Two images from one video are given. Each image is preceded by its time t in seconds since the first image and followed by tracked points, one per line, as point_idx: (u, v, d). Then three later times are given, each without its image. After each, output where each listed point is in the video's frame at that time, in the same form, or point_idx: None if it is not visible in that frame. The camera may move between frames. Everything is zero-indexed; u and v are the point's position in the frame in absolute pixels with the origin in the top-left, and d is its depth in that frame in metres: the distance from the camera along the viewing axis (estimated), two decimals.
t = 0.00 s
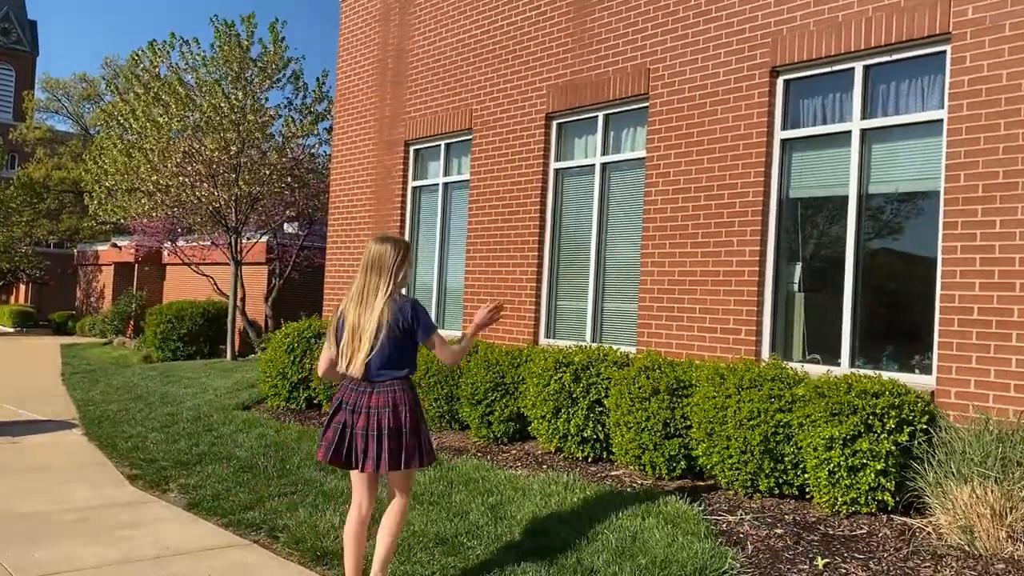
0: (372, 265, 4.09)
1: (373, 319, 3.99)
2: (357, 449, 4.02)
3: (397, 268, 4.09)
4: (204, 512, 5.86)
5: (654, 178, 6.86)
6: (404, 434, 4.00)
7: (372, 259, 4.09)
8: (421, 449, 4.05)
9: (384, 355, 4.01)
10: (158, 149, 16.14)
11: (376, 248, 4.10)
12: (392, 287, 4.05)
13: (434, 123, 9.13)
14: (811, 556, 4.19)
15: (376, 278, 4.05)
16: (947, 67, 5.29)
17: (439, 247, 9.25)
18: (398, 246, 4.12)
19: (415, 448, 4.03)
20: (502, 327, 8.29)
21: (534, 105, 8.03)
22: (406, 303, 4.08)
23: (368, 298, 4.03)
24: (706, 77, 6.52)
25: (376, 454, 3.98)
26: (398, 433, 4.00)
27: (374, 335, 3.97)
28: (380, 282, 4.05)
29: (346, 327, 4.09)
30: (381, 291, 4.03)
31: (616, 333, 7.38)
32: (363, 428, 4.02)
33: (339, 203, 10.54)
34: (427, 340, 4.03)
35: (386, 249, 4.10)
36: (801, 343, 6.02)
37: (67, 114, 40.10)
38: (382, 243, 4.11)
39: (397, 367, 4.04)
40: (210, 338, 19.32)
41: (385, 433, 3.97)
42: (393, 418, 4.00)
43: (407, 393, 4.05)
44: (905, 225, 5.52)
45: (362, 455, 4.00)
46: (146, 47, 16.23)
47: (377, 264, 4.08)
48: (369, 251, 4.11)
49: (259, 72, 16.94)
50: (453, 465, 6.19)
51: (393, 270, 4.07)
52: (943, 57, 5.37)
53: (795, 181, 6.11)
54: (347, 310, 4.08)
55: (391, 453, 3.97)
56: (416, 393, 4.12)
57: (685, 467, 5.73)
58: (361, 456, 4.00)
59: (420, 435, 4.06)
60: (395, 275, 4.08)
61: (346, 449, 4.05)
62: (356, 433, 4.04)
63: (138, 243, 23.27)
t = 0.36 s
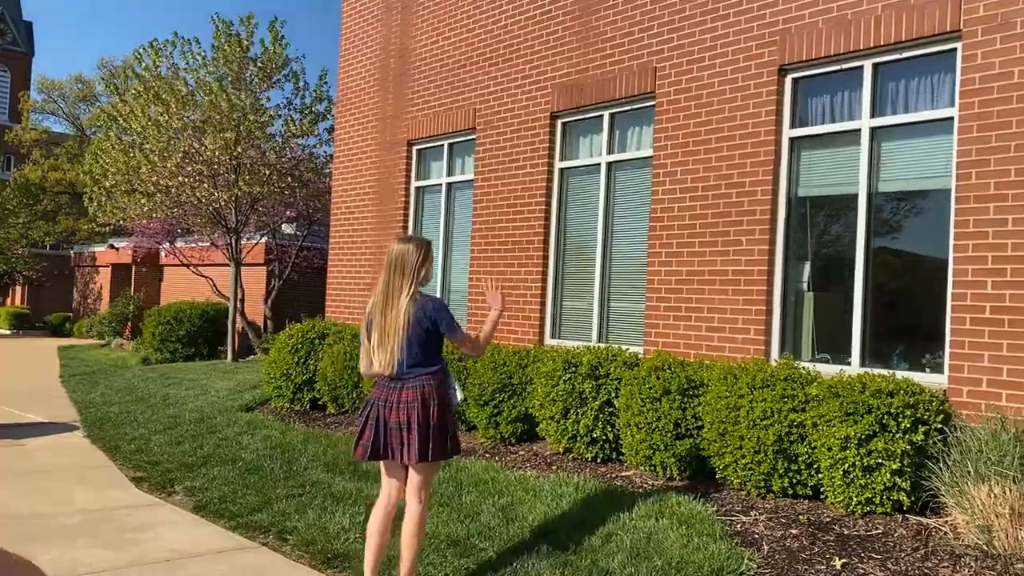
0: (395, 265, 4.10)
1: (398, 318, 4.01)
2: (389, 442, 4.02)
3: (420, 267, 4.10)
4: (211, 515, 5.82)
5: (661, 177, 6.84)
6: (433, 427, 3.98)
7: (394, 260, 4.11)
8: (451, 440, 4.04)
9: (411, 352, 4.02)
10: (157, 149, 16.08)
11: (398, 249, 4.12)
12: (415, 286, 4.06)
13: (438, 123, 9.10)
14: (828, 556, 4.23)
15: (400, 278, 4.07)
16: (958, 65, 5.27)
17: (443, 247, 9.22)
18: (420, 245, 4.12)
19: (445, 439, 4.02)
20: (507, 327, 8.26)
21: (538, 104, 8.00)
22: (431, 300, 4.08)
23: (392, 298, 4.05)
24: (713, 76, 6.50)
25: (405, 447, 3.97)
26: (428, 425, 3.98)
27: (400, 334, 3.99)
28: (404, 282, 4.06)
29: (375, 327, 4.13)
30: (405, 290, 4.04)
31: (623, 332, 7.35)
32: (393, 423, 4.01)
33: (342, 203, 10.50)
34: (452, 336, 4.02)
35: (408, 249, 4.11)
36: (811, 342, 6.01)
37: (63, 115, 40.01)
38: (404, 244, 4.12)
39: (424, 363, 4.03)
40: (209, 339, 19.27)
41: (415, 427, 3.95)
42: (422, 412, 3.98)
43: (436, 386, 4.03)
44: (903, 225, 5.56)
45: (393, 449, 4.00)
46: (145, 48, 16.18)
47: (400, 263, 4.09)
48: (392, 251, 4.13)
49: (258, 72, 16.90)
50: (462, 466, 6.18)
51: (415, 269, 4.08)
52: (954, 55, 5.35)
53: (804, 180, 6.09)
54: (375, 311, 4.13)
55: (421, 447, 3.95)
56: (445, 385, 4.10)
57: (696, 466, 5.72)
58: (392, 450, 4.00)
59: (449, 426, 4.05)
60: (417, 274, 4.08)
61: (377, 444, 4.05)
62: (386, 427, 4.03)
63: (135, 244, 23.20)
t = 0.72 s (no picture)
0: (426, 269, 4.17)
1: (430, 322, 4.09)
2: (419, 443, 4.11)
3: (451, 272, 4.17)
4: (228, 516, 5.87)
5: (673, 180, 6.89)
6: (461, 428, 4.06)
7: (425, 264, 4.18)
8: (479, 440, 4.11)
9: (442, 356, 4.09)
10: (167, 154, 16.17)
11: (429, 254, 4.19)
12: (446, 291, 4.14)
13: (448, 127, 9.15)
14: (846, 555, 4.28)
15: (431, 282, 4.14)
16: (970, 69, 5.31)
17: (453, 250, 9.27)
18: (451, 250, 4.20)
19: (474, 439, 4.10)
20: (518, 331, 8.30)
21: (549, 109, 8.06)
22: (462, 305, 4.16)
23: (424, 302, 4.12)
24: (725, 80, 6.55)
25: (435, 448, 4.05)
26: (456, 426, 4.06)
27: (432, 337, 4.06)
28: (435, 286, 4.13)
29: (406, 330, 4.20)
30: (436, 295, 4.11)
31: (633, 333, 7.39)
32: (422, 424, 4.09)
33: (353, 207, 10.57)
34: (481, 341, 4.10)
35: (439, 254, 4.18)
36: (823, 344, 6.04)
37: (68, 121, 40.21)
38: (435, 249, 4.19)
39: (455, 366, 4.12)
40: (217, 343, 19.35)
41: (445, 429, 4.03)
42: (451, 414, 4.06)
43: (464, 388, 4.11)
44: (907, 227, 5.64)
45: (424, 449, 4.09)
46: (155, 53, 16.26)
47: (431, 268, 4.16)
48: (423, 256, 4.20)
49: (267, 77, 16.99)
50: (477, 467, 6.23)
51: (446, 274, 4.16)
52: (966, 59, 5.40)
53: (816, 183, 6.13)
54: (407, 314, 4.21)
55: (450, 447, 4.03)
56: (472, 387, 4.18)
57: (711, 467, 5.77)
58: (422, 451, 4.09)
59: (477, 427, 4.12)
60: (449, 280, 4.16)
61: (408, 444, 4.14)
62: (416, 428, 4.12)
63: (142, 249, 23.29)
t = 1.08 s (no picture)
0: (428, 272, 4.19)
1: (431, 324, 4.10)
2: (413, 444, 4.10)
3: (453, 275, 4.19)
4: (238, 518, 5.89)
5: (679, 184, 6.91)
6: (458, 431, 4.06)
7: (428, 267, 4.20)
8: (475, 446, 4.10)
9: (443, 357, 4.10)
10: (173, 158, 16.22)
11: (431, 257, 4.21)
12: (448, 293, 4.15)
13: (455, 131, 9.19)
14: (856, 556, 4.30)
15: (434, 284, 4.16)
16: (977, 72, 5.33)
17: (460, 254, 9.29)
18: (453, 253, 4.22)
19: (470, 445, 4.08)
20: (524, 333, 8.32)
21: (556, 112, 8.08)
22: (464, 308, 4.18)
23: (426, 304, 4.14)
24: (731, 84, 6.57)
25: (428, 449, 4.05)
26: (452, 429, 4.06)
27: (433, 338, 4.07)
28: (437, 288, 4.15)
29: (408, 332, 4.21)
30: (438, 297, 4.13)
31: (641, 336, 7.40)
32: (419, 425, 4.10)
33: (360, 211, 10.60)
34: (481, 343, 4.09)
35: (441, 257, 4.21)
36: (830, 347, 6.05)
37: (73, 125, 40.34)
38: (437, 252, 4.22)
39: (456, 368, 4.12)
40: (222, 347, 19.39)
41: (441, 430, 4.04)
42: (448, 416, 4.07)
43: (462, 392, 4.13)
44: (914, 230, 5.65)
45: (417, 450, 4.08)
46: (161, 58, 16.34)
47: (433, 271, 4.18)
48: (426, 259, 4.22)
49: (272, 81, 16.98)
50: (486, 469, 6.24)
51: (449, 277, 4.17)
52: (973, 62, 5.41)
53: (823, 186, 6.16)
54: (410, 317, 4.21)
55: (444, 450, 4.02)
56: (473, 393, 4.19)
57: (720, 469, 5.78)
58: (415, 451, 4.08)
59: (475, 433, 4.12)
60: (451, 282, 4.17)
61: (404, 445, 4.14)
62: (413, 429, 4.13)
63: (148, 253, 23.37)
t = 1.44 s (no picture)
0: (422, 279, 4.21)
1: (421, 331, 4.12)
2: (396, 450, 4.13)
3: (446, 282, 4.19)
4: (247, 523, 5.91)
5: (688, 189, 6.93)
6: (442, 439, 4.07)
7: (422, 273, 4.22)
8: (459, 456, 4.09)
9: (431, 364, 4.11)
10: (183, 164, 16.32)
11: (426, 263, 4.23)
12: (440, 301, 4.16)
13: (462, 137, 9.23)
14: (865, 562, 4.30)
15: (426, 291, 4.17)
16: (985, 78, 5.34)
17: (467, 259, 9.32)
18: (448, 260, 4.24)
19: (453, 454, 4.08)
20: (532, 338, 8.33)
21: (564, 118, 8.11)
22: (456, 315, 4.18)
23: (418, 311, 4.16)
24: (739, 90, 6.59)
25: (411, 456, 4.07)
26: (436, 437, 4.07)
27: (422, 345, 4.09)
28: (430, 296, 4.16)
29: (400, 338, 4.24)
30: (430, 304, 4.14)
31: (649, 341, 7.41)
32: (405, 432, 4.13)
33: (368, 216, 10.65)
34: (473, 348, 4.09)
35: (436, 264, 4.22)
36: (839, 353, 6.05)
37: (82, 131, 40.56)
38: (432, 259, 4.23)
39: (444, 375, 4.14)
40: (230, 352, 19.46)
41: (424, 438, 4.06)
42: (432, 423, 4.09)
43: (449, 400, 4.14)
44: (922, 236, 5.66)
45: (399, 456, 4.11)
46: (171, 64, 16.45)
47: (427, 277, 4.19)
48: (421, 265, 4.24)
49: (280, 87, 17.08)
50: (494, 474, 6.26)
51: (442, 284, 4.18)
52: (981, 68, 5.42)
53: (831, 191, 6.16)
54: (402, 323, 4.23)
55: (426, 457, 4.04)
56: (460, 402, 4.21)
57: (728, 474, 5.79)
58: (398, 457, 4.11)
59: (460, 442, 4.11)
60: (444, 290, 4.18)
61: (389, 450, 4.19)
62: (399, 436, 4.16)
63: (157, 258, 23.50)
